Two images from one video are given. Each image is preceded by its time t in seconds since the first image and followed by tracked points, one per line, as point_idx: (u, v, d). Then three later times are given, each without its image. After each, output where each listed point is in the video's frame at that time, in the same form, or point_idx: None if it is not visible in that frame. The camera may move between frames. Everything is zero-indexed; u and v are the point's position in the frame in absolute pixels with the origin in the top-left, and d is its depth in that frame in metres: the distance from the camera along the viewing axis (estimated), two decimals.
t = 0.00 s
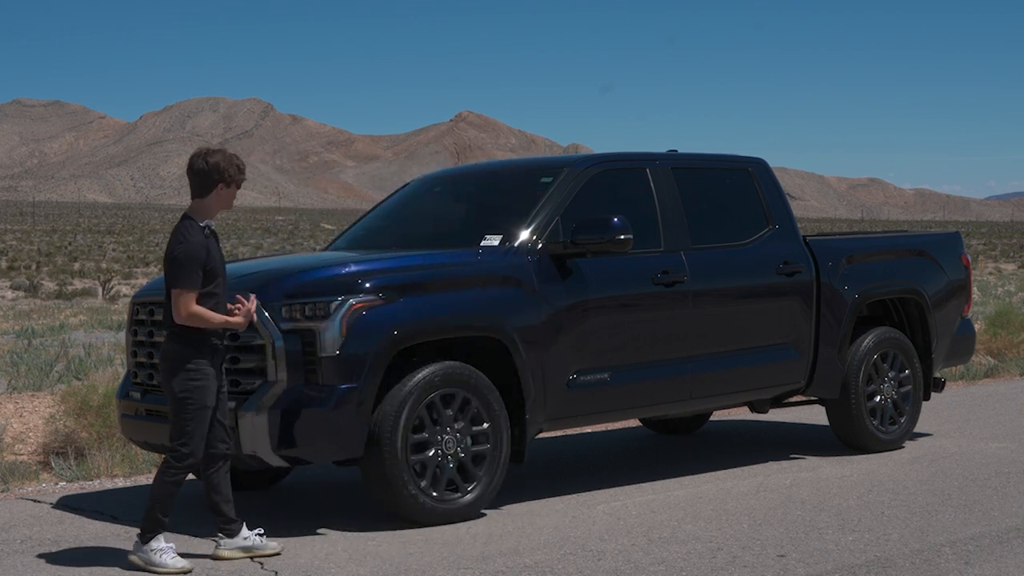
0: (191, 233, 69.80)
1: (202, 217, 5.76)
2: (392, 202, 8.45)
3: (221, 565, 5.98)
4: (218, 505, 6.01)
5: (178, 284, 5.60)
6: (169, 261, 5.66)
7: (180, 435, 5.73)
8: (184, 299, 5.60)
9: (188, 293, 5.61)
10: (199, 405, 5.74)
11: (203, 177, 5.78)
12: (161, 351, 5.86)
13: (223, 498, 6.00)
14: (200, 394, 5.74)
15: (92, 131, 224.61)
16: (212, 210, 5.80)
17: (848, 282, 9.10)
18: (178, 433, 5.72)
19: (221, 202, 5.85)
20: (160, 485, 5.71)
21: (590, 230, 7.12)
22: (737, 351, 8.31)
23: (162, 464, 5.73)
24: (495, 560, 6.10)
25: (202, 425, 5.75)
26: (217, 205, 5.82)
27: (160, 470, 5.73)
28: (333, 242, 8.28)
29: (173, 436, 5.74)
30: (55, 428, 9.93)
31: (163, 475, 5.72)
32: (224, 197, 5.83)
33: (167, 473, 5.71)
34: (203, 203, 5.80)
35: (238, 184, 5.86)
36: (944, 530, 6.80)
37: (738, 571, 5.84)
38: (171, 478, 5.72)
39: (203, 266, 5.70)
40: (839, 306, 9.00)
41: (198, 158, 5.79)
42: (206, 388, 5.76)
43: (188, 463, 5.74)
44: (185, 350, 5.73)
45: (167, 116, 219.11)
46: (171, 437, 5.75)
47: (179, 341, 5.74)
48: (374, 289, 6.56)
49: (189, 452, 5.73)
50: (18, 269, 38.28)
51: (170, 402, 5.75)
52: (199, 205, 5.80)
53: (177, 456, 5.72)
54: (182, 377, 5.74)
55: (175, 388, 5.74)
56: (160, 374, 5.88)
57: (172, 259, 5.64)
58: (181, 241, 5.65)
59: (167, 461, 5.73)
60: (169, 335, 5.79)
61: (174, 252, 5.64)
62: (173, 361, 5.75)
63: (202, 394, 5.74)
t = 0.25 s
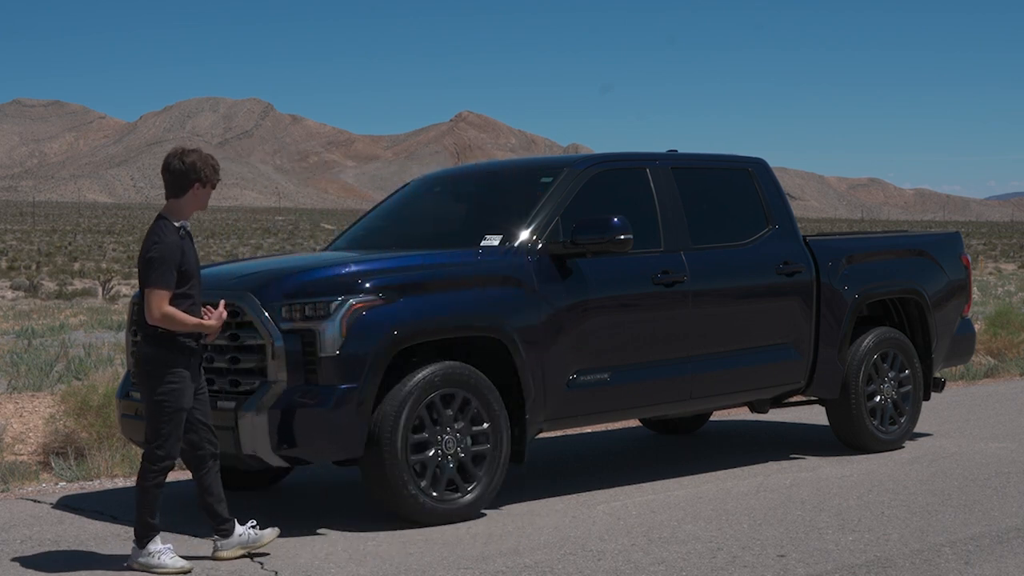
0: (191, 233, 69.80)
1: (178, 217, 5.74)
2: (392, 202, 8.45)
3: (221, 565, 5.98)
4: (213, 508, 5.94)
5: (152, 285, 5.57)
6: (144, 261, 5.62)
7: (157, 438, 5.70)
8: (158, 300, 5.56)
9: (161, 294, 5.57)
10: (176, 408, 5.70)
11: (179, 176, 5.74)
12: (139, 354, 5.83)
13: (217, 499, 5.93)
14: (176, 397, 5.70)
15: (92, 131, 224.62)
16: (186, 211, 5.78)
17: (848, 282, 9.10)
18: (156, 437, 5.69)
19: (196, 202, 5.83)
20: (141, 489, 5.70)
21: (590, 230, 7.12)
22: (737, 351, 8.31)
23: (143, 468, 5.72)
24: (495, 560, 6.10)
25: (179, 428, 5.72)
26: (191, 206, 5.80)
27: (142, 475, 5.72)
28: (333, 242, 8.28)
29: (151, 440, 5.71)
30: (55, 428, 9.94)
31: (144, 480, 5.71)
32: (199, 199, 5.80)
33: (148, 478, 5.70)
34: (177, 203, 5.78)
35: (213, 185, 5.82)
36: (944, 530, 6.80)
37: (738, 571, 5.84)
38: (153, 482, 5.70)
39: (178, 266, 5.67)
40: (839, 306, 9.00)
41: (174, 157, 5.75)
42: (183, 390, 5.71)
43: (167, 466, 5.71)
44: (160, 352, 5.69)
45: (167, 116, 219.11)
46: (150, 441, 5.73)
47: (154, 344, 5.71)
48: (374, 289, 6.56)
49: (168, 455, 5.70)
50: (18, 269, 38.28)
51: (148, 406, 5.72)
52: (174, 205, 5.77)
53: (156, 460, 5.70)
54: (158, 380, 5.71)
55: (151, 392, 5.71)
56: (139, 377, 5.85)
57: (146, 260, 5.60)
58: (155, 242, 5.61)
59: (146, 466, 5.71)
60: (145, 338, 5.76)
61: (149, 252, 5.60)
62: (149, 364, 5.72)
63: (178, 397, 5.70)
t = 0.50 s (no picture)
0: (191, 233, 69.79)
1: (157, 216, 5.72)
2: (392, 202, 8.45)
3: (221, 565, 5.98)
4: (190, 505, 5.94)
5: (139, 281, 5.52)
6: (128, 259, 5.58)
7: (149, 440, 5.69)
8: (144, 295, 5.51)
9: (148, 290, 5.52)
10: (168, 409, 5.70)
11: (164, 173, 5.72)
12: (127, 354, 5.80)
13: (197, 499, 5.93)
14: (168, 398, 5.70)
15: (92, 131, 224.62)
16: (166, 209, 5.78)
17: (848, 282, 9.10)
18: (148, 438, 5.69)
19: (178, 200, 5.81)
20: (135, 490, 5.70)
21: (590, 230, 7.12)
22: (737, 351, 8.31)
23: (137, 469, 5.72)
24: (495, 560, 6.10)
25: (172, 429, 5.72)
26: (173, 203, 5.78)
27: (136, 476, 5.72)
28: (333, 242, 8.28)
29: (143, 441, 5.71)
30: (55, 428, 9.93)
31: (138, 481, 5.72)
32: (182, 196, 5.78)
33: (142, 479, 5.72)
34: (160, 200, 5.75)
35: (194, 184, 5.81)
36: (944, 530, 6.80)
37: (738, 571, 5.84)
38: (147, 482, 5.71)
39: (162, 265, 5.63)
40: (839, 306, 9.00)
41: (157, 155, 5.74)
42: (174, 390, 5.71)
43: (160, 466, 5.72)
44: (149, 352, 5.68)
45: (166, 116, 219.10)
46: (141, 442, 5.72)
47: (143, 345, 5.68)
48: (374, 289, 6.56)
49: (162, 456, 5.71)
50: (18, 269, 38.28)
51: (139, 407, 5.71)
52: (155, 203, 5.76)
53: (149, 461, 5.71)
54: (150, 381, 5.69)
55: (143, 393, 5.70)
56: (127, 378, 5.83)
57: (131, 258, 5.56)
58: (141, 240, 5.58)
59: (140, 467, 5.71)
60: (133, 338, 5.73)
61: (134, 250, 5.57)
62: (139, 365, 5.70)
63: (171, 398, 5.70)
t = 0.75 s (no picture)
0: (191, 232, 69.79)
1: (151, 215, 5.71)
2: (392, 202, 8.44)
3: (221, 565, 5.98)
4: (178, 508, 5.93)
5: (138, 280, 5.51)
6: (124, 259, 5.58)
7: (149, 440, 5.69)
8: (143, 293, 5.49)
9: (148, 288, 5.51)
10: (168, 409, 5.71)
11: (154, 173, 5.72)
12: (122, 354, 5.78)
13: (187, 502, 5.93)
14: (168, 398, 5.70)
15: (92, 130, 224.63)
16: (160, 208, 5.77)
17: (848, 282, 9.10)
18: (148, 438, 5.69)
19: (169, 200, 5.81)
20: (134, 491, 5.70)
21: (590, 230, 7.12)
22: (737, 351, 8.31)
23: (136, 469, 5.72)
24: (495, 560, 6.10)
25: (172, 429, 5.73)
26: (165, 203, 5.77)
27: (135, 476, 5.72)
28: (332, 242, 8.28)
29: (142, 442, 5.70)
30: (55, 428, 9.93)
31: (138, 482, 5.71)
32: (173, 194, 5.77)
33: (141, 479, 5.72)
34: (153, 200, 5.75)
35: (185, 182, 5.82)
36: (945, 530, 6.80)
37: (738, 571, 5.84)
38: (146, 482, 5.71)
39: (159, 264, 5.64)
40: (839, 306, 9.00)
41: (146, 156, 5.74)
42: (173, 390, 5.72)
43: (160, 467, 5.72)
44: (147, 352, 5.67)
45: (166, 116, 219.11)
46: (140, 443, 5.72)
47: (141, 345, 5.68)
48: (374, 289, 6.56)
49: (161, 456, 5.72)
50: (18, 269, 38.28)
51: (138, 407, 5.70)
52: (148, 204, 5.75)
53: (148, 461, 5.71)
54: (148, 381, 5.69)
55: (142, 393, 5.69)
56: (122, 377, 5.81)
57: (129, 258, 5.55)
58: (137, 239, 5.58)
59: (139, 467, 5.71)
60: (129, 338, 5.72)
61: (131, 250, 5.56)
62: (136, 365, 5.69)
63: (170, 398, 5.70)
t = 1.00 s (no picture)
0: (191, 233, 69.80)
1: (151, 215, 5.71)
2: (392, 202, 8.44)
3: (221, 565, 5.99)
4: (179, 508, 5.93)
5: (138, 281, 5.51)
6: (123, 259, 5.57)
7: (150, 440, 5.69)
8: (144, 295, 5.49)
9: (148, 290, 5.51)
10: (168, 409, 5.70)
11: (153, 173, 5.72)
12: (122, 354, 5.78)
13: (188, 501, 5.93)
14: (168, 398, 5.70)
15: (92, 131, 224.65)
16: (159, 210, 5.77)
17: (848, 282, 9.10)
18: (149, 438, 5.69)
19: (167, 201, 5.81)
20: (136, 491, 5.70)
21: (589, 230, 7.12)
22: (737, 351, 8.32)
23: (137, 470, 5.72)
24: (495, 560, 6.10)
25: (172, 429, 5.73)
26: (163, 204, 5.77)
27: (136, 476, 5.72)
28: (333, 242, 8.28)
29: (143, 442, 5.70)
30: (55, 428, 9.93)
31: (139, 482, 5.71)
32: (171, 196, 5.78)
33: (143, 479, 5.71)
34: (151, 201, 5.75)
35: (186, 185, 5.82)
36: (945, 530, 6.80)
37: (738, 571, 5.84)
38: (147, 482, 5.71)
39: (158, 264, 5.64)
40: (839, 306, 9.00)
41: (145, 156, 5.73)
42: (173, 390, 5.72)
43: (161, 467, 5.72)
44: (147, 352, 5.67)
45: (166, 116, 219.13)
46: (141, 443, 5.72)
47: (141, 346, 5.67)
48: (374, 289, 6.56)
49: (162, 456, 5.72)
50: (18, 270, 38.29)
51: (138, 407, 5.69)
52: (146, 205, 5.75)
53: (149, 462, 5.71)
54: (148, 381, 5.68)
55: (142, 393, 5.68)
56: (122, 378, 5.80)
57: (128, 258, 5.54)
58: (137, 240, 5.57)
59: (140, 467, 5.71)
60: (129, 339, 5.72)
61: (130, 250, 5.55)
62: (137, 365, 5.68)
63: (170, 398, 5.70)
